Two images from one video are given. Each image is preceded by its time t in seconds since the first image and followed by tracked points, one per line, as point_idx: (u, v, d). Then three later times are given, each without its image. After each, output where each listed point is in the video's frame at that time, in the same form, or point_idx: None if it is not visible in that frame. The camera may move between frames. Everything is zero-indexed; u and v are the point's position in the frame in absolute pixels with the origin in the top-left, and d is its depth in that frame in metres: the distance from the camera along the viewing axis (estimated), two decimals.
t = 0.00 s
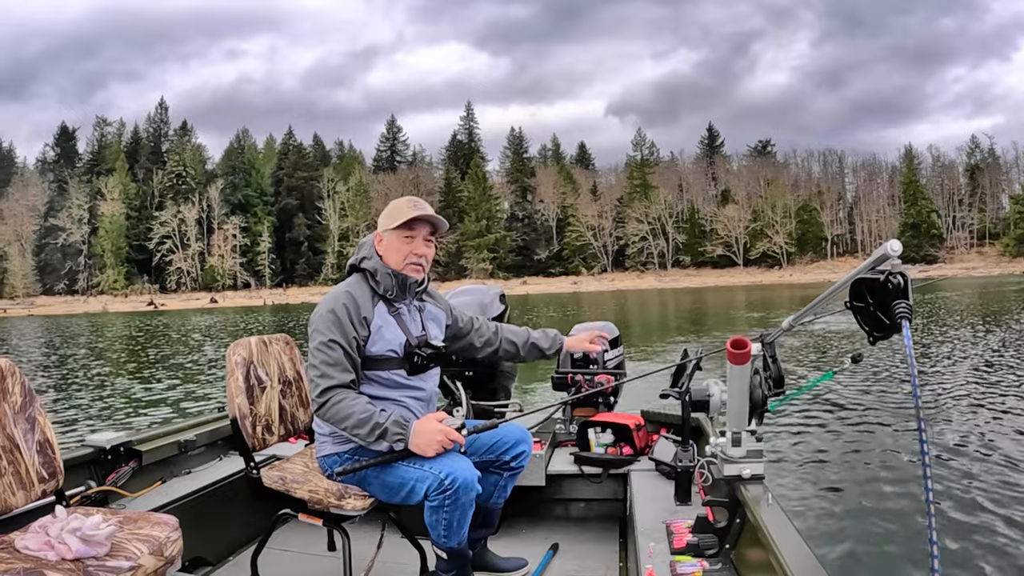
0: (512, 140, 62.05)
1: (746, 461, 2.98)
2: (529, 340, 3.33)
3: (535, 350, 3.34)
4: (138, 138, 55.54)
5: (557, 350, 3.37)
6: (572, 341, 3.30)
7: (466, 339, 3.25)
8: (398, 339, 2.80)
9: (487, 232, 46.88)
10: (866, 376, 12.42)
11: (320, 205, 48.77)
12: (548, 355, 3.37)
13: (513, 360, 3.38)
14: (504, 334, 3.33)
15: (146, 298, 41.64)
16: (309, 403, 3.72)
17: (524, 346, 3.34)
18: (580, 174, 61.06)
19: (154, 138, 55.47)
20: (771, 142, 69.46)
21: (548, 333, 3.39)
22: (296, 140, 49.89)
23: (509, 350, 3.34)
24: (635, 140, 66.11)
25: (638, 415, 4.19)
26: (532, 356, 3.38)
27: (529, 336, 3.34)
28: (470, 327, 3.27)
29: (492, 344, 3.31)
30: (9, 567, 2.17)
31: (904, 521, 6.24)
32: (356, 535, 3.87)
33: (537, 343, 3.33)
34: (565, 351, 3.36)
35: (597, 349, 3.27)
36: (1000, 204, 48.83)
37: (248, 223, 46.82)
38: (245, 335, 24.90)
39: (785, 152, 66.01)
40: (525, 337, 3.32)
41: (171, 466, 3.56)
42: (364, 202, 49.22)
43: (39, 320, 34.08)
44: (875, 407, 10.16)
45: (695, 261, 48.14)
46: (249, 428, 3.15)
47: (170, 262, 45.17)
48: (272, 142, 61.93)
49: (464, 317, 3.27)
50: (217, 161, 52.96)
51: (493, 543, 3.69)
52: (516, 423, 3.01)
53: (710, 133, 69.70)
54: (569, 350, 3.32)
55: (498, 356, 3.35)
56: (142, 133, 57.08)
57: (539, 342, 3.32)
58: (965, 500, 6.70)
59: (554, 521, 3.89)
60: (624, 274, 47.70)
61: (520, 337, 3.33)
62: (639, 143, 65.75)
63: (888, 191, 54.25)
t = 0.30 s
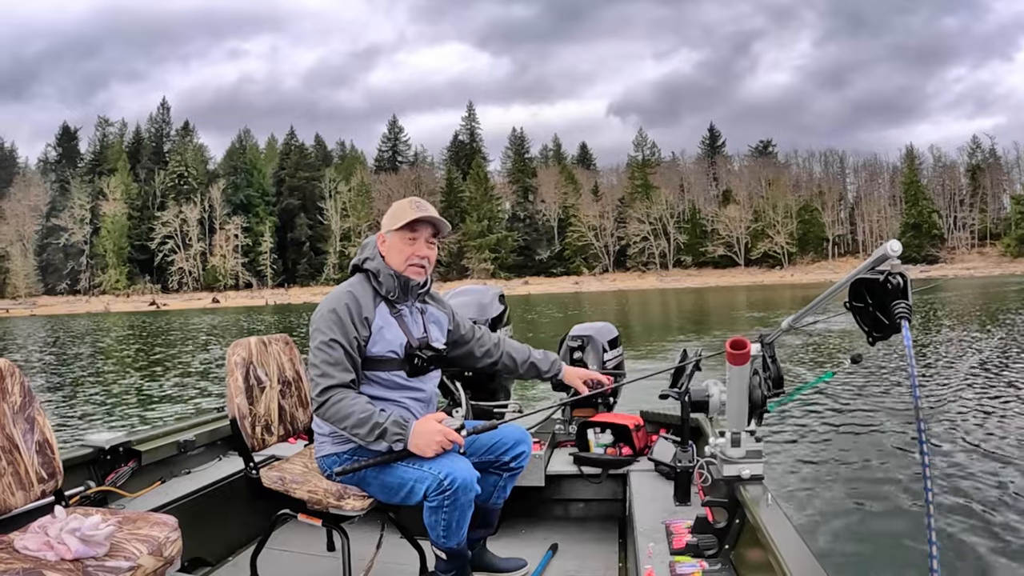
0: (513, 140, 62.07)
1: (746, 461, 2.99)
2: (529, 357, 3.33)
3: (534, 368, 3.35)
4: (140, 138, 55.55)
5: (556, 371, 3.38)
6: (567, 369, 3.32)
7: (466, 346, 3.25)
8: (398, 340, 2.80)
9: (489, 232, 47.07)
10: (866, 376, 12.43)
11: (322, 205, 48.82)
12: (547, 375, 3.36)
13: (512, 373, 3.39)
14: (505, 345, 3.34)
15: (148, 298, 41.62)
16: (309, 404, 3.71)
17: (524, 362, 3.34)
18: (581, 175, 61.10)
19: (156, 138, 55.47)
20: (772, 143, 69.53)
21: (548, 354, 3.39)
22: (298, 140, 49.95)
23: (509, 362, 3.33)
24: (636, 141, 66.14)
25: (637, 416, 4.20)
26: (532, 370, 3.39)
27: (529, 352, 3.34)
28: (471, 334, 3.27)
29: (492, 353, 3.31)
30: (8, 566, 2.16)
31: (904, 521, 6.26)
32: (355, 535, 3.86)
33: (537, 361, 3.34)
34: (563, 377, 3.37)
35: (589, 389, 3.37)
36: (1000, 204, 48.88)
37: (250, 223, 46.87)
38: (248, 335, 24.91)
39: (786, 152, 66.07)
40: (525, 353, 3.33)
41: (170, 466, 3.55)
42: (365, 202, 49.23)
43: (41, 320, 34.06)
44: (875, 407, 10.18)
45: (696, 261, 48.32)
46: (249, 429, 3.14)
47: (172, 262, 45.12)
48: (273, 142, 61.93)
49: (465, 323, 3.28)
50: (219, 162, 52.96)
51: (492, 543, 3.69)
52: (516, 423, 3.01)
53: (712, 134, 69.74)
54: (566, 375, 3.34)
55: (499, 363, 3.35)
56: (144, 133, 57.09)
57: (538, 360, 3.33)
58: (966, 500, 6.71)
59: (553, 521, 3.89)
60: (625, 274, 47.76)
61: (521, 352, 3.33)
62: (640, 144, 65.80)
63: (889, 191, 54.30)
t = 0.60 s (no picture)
0: (515, 140, 62.10)
1: (746, 462, 2.98)
2: (529, 360, 3.33)
3: (534, 368, 3.34)
4: (142, 138, 55.57)
5: (556, 374, 3.37)
6: (567, 372, 3.33)
7: (466, 347, 3.24)
8: (398, 341, 2.79)
9: (490, 232, 47.19)
10: (866, 377, 12.43)
11: (324, 205, 48.88)
12: (547, 375, 3.36)
13: (512, 375, 3.38)
14: (505, 347, 3.34)
15: (150, 298, 41.58)
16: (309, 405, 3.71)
17: (523, 362, 3.33)
18: (583, 175, 61.12)
19: (158, 138, 55.51)
20: (773, 143, 69.58)
21: (548, 354, 3.38)
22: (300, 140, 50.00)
23: (508, 363, 3.33)
24: (637, 141, 66.19)
25: (638, 416, 4.20)
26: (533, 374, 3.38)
27: (529, 354, 3.34)
28: (470, 335, 3.27)
29: (491, 355, 3.31)
30: (7, 567, 2.16)
31: (903, 521, 6.27)
32: (354, 535, 3.86)
33: (537, 364, 3.34)
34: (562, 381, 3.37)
35: (589, 391, 3.36)
36: (1001, 204, 48.87)
37: (252, 223, 46.91)
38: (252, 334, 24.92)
39: (788, 153, 66.10)
40: (525, 355, 3.32)
41: (169, 467, 3.56)
42: (367, 202, 49.27)
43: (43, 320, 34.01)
44: (876, 408, 10.19)
45: (697, 261, 48.47)
46: (249, 429, 3.14)
47: (174, 262, 45.08)
48: (275, 142, 61.96)
49: (465, 324, 3.27)
50: (221, 162, 52.99)
51: (491, 543, 3.69)
52: (515, 424, 3.01)
53: (713, 134, 69.77)
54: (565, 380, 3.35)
55: (498, 365, 3.34)
56: (146, 133, 57.12)
57: (538, 363, 3.34)
58: (965, 501, 6.71)
59: (553, 522, 3.89)
60: (627, 274, 47.79)
61: (520, 352, 3.32)
62: (642, 144, 65.80)
63: (890, 191, 54.33)
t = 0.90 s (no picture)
0: (516, 140, 62.12)
1: (745, 462, 2.98)
2: (525, 349, 3.32)
3: (531, 358, 3.34)
4: (144, 139, 55.57)
5: (554, 357, 3.35)
6: (566, 344, 3.27)
7: (465, 347, 3.24)
8: (397, 340, 2.80)
9: (492, 233, 47.16)
10: (864, 376, 12.45)
11: (326, 205, 48.94)
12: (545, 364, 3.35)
13: (510, 369, 3.38)
14: (501, 341, 3.33)
15: (152, 298, 41.54)
16: (308, 403, 3.71)
17: (520, 354, 3.33)
18: (584, 175, 61.12)
19: (160, 138, 55.51)
20: (774, 143, 69.61)
21: (547, 341, 3.37)
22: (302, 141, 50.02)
23: (505, 358, 3.33)
24: (639, 142, 66.20)
25: (637, 416, 4.21)
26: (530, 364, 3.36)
27: (525, 344, 3.33)
28: (468, 334, 3.27)
29: (489, 352, 3.31)
30: (7, 566, 2.16)
31: (902, 520, 6.29)
32: (353, 535, 3.86)
33: (533, 351, 3.32)
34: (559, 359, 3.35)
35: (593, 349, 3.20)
36: (1002, 205, 48.86)
37: (254, 223, 46.94)
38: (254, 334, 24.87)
39: (789, 153, 66.14)
40: (521, 345, 3.31)
41: (169, 466, 3.55)
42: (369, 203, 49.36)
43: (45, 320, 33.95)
44: (874, 408, 10.20)
45: (698, 262, 48.52)
46: (248, 428, 3.14)
47: (176, 262, 45.01)
48: (276, 142, 61.97)
49: (463, 322, 3.27)
50: (223, 162, 53.00)
51: (490, 543, 3.69)
52: (516, 423, 3.01)
53: (714, 135, 69.78)
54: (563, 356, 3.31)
55: (494, 362, 3.34)
56: (148, 133, 57.10)
57: (535, 351, 3.32)
58: (963, 500, 6.73)
59: (552, 522, 3.90)
60: (628, 274, 47.83)
61: (517, 345, 3.32)
62: (643, 144, 65.82)
63: (892, 192, 54.36)
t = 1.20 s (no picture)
0: (518, 140, 62.14)
1: (745, 462, 2.98)
2: (523, 347, 3.33)
3: (530, 356, 3.35)
4: (146, 139, 55.55)
5: (552, 354, 3.35)
6: (565, 341, 3.27)
7: (463, 345, 3.24)
8: (396, 340, 2.80)
9: (494, 233, 47.12)
10: (864, 376, 12.44)
11: (328, 205, 48.94)
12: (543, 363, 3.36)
13: (509, 367, 3.39)
14: (500, 340, 3.34)
15: (155, 298, 41.51)
16: (308, 403, 3.71)
17: (518, 353, 3.34)
18: (586, 175, 61.09)
19: (161, 138, 55.50)
20: (775, 143, 69.63)
21: (545, 340, 3.38)
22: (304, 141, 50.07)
23: (504, 357, 3.34)
24: (641, 142, 66.22)
25: (637, 415, 4.21)
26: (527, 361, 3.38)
27: (523, 342, 3.34)
28: (467, 333, 3.27)
29: (487, 351, 3.31)
30: (7, 566, 2.16)
31: (902, 519, 6.31)
32: (353, 535, 3.86)
33: (531, 350, 3.33)
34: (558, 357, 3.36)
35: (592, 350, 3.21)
36: (1004, 205, 48.86)
37: (256, 223, 46.93)
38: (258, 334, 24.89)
39: (790, 153, 66.18)
40: (519, 343, 3.33)
41: (168, 467, 3.55)
42: (371, 202, 49.45)
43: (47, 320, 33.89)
44: (874, 407, 10.19)
45: (700, 262, 48.46)
46: (248, 428, 3.14)
47: (178, 262, 44.99)
48: (278, 142, 61.98)
49: (461, 322, 3.27)
50: (225, 162, 53.00)
51: (490, 544, 3.69)
52: (515, 423, 3.01)
53: (715, 134, 69.81)
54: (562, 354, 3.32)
55: (493, 361, 3.34)
56: (150, 133, 57.11)
57: (533, 349, 3.33)
58: (963, 500, 6.74)
59: (553, 521, 3.89)
60: (630, 274, 47.86)
61: (515, 343, 3.33)
62: (644, 144, 65.84)
63: (893, 192, 54.36)
